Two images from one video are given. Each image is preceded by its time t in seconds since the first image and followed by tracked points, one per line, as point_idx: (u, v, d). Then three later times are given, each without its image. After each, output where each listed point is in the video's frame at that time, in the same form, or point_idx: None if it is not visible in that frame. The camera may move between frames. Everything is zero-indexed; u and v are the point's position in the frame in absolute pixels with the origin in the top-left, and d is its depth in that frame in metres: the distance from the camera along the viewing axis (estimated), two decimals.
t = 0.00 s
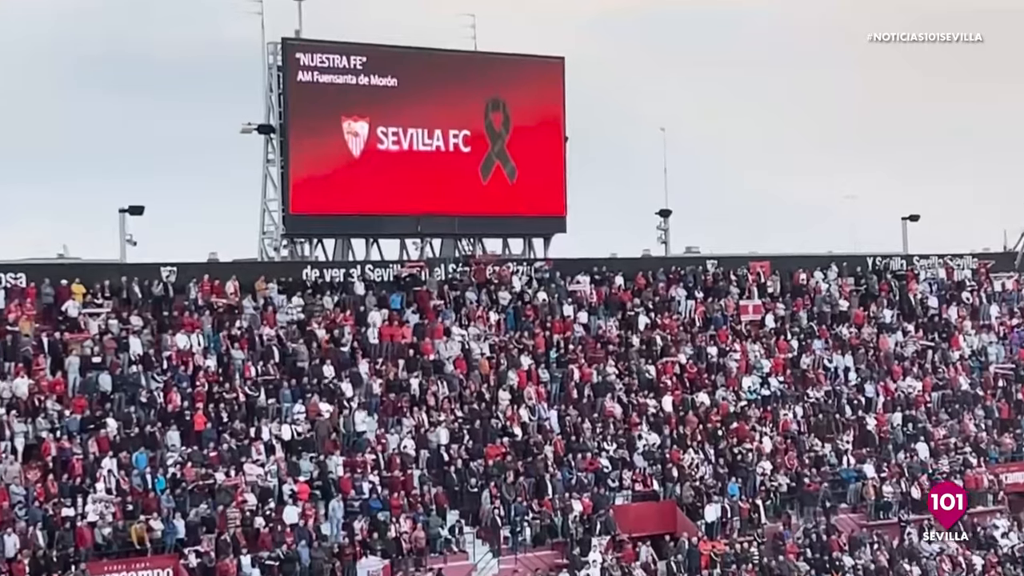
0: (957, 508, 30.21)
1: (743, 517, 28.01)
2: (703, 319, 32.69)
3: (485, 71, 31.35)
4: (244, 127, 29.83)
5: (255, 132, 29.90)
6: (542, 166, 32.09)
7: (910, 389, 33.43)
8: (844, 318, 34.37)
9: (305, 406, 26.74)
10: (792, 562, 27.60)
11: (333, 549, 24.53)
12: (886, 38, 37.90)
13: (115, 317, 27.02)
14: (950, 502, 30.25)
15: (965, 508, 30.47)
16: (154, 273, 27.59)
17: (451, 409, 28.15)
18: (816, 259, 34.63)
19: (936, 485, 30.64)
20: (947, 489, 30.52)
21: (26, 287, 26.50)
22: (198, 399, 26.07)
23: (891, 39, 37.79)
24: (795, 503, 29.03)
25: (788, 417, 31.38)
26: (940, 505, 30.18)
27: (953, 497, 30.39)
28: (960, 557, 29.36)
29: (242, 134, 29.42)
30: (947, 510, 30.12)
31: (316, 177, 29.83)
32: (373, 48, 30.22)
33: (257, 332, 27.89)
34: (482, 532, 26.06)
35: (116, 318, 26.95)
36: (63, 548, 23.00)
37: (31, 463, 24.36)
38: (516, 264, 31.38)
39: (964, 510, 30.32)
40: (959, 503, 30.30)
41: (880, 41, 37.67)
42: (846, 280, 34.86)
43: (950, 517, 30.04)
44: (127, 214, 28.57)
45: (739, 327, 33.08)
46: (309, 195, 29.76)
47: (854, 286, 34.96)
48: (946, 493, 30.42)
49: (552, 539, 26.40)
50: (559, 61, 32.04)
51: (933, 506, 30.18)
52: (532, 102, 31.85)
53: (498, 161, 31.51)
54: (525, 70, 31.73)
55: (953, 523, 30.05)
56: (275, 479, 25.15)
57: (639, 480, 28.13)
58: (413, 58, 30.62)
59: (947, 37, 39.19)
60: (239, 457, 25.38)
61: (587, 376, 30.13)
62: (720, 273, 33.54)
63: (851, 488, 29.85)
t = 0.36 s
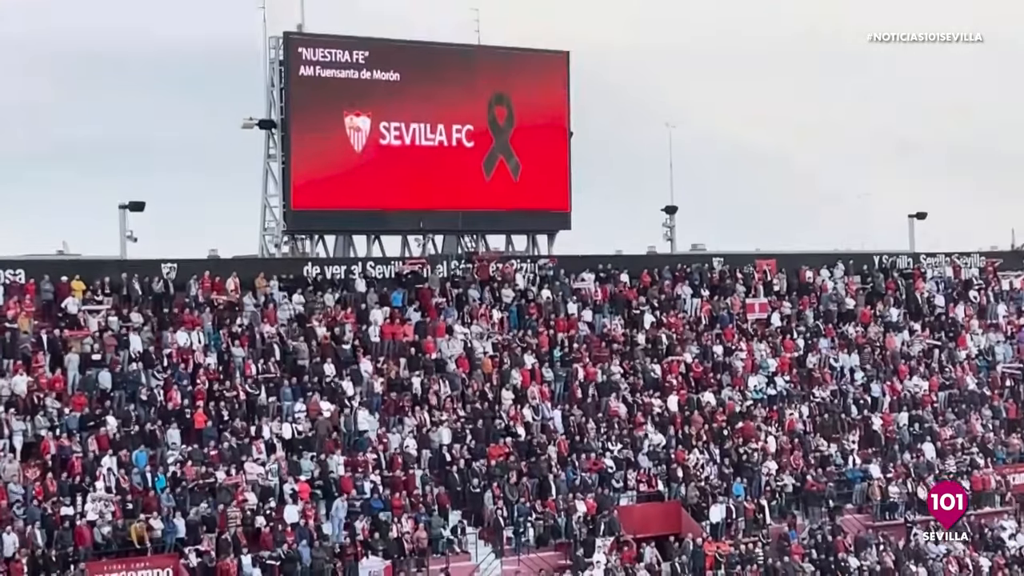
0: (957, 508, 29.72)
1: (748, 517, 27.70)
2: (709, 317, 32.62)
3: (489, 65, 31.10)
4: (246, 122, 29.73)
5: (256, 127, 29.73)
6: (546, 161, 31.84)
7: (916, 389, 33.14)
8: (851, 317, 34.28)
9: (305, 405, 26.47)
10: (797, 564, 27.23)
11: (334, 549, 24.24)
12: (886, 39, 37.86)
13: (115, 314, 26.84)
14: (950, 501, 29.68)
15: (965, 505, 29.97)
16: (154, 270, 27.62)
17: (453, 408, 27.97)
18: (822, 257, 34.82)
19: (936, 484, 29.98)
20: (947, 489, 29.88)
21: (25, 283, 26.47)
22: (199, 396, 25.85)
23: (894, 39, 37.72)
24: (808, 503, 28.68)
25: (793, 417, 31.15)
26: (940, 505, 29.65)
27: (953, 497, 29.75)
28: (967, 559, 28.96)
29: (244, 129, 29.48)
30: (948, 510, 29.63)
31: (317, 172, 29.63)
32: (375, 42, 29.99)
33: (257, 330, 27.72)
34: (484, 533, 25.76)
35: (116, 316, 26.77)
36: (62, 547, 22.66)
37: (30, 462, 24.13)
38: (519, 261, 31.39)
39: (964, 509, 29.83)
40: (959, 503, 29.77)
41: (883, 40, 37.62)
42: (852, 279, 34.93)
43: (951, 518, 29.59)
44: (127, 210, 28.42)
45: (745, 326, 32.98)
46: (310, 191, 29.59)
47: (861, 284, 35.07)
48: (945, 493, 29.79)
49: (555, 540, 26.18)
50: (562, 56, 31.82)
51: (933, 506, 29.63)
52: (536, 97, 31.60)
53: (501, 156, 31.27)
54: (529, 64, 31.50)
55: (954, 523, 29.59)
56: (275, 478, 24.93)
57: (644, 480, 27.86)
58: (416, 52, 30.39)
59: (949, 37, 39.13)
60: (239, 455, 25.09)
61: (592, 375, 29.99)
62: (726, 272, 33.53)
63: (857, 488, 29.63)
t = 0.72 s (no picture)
0: (957, 508, 29.28)
1: (756, 522, 27.31)
2: (716, 318, 32.22)
3: (492, 62, 30.69)
4: (246, 121, 29.34)
5: (256, 124, 29.37)
6: (551, 159, 31.40)
7: (927, 391, 32.65)
8: (860, 318, 33.95)
9: (305, 407, 26.00)
10: (805, 569, 26.78)
11: (335, 554, 23.79)
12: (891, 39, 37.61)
13: (112, 313, 26.66)
14: (950, 501, 29.23)
15: (965, 506, 29.54)
16: (151, 269, 27.55)
17: (456, 410, 27.52)
18: (832, 257, 34.61)
19: (936, 483, 29.47)
20: (947, 489, 29.39)
21: (21, 283, 26.34)
22: (197, 398, 25.37)
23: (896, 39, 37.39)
24: (816, 506, 28.29)
25: (802, 419, 30.59)
26: (940, 505, 29.16)
27: (953, 497, 29.29)
28: (978, 564, 28.31)
29: (244, 126, 29.10)
30: (948, 510, 29.17)
31: (318, 170, 29.24)
32: (377, 39, 29.60)
33: (256, 332, 27.26)
34: (487, 537, 25.26)
35: (114, 316, 26.53)
36: (58, 551, 22.24)
37: (26, 464, 23.58)
38: (523, 260, 31.13)
39: (964, 509, 29.40)
40: (959, 503, 29.33)
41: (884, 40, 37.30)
42: (862, 279, 34.80)
43: (951, 518, 29.12)
44: (125, 208, 28.15)
45: (752, 327, 32.69)
46: (311, 189, 29.20)
47: (870, 285, 34.89)
48: (946, 493, 29.31)
49: (560, 544, 25.78)
50: (567, 53, 31.38)
51: (933, 507, 29.13)
52: (541, 94, 31.16)
53: (505, 154, 30.83)
54: (533, 61, 31.07)
55: (954, 523, 29.13)
56: (275, 481, 24.52)
57: (650, 484, 27.39)
58: (418, 49, 29.99)
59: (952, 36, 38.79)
60: (239, 458, 24.61)
61: (597, 377, 29.51)
62: (734, 272, 33.27)
63: (867, 492, 29.12)
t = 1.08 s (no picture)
0: (956, 508, 29.00)
1: (761, 526, 27.09)
2: (721, 321, 32.25)
3: (496, 64, 30.60)
4: (250, 122, 29.23)
5: (260, 127, 29.32)
6: (555, 161, 31.28)
7: (933, 395, 32.48)
8: (865, 322, 33.92)
9: (309, 410, 25.89)
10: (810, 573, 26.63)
11: (338, 558, 23.73)
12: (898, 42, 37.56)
13: (115, 317, 26.69)
14: (950, 502, 28.90)
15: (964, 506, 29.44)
16: (155, 272, 27.57)
17: (460, 414, 27.30)
18: (838, 260, 34.49)
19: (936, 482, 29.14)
20: (947, 488, 29.05)
21: (24, 286, 26.30)
22: (200, 402, 25.31)
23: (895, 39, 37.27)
24: (825, 510, 28.14)
25: (808, 423, 30.53)
26: (940, 505, 28.87)
27: (953, 497, 28.96)
28: (984, 568, 28.33)
29: (247, 128, 29.04)
30: (947, 510, 28.90)
31: (321, 173, 29.16)
32: (381, 41, 29.52)
33: (257, 336, 27.09)
34: (491, 541, 25.21)
35: (116, 319, 26.52)
36: (61, 555, 22.23)
37: (28, 468, 23.54)
38: (527, 264, 31.03)
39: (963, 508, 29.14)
40: (959, 503, 29.04)
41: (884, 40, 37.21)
42: (868, 282, 34.67)
43: (950, 518, 28.90)
44: (128, 211, 28.15)
45: (757, 330, 32.55)
46: (314, 191, 29.10)
47: (876, 288, 34.80)
48: (946, 492, 28.98)
49: (564, 548, 25.72)
50: (571, 55, 31.29)
51: (933, 507, 28.85)
52: (545, 96, 31.08)
53: (509, 157, 30.73)
54: (538, 63, 30.98)
55: (953, 523, 28.96)
56: (278, 485, 24.42)
57: (654, 488, 27.37)
58: (422, 51, 29.90)
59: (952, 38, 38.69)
60: (241, 462, 24.51)
61: (602, 380, 29.51)
62: (738, 275, 33.25)
63: (872, 496, 28.97)
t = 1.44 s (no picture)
0: (957, 508, 29.01)
1: (766, 532, 27.13)
2: (727, 327, 32.17)
3: (502, 70, 30.59)
4: (254, 128, 29.35)
5: (265, 133, 29.36)
6: (561, 168, 31.28)
7: (939, 402, 32.41)
8: (871, 328, 33.90)
9: (315, 416, 25.97)
10: None
11: (344, 564, 23.86)
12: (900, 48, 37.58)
13: (120, 323, 26.63)
14: (950, 501, 28.92)
15: (966, 506, 29.25)
16: (160, 279, 27.57)
17: (464, 421, 27.40)
18: (844, 267, 34.42)
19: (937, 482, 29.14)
20: (947, 488, 29.06)
21: (29, 293, 26.38)
22: (205, 408, 25.39)
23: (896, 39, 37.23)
24: (829, 518, 28.11)
25: (813, 429, 30.47)
26: (940, 505, 28.85)
27: (953, 497, 28.99)
28: None
29: (252, 135, 29.06)
30: (948, 510, 28.89)
31: (327, 179, 29.18)
32: (386, 47, 29.52)
33: (263, 343, 27.14)
34: (496, 548, 25.08)
35: (121, 325, 26.47)
36: (66, 562, 22.15)
37: (34, 475, 23.60)
38: (533, 270, 30.98)
39: (964, 509, 29.14)
40: (959, 504, 29.05)
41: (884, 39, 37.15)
42: (873, 289, 34.69)
43: (950, 518, 28.89)
44: (133, 218, 28.17)
45: (762, 336, 32.54)
46: (320, 198, 29.13)
47: (882, 295, 34.77)
48: (946, 492, 28.98)
49: (569, 555, 25.51)
50: (577, 61, 31.28)
51: (932, 507, 28.83)
52: (550, 102, 31.07)
53: (515, 163, 30.74)
54: (543, 69, 30.99)
55: (953, 523, 28.93)
56: (284, 491, 24.31)
57: (659, 495, 27.35)
58: (427, 57, 29.91)
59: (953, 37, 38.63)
60: (247, 468, 24.49)
61: (607, 387, 29.40)
62: (744, 282, 33.21)
63: (878, 503, 28.95)
